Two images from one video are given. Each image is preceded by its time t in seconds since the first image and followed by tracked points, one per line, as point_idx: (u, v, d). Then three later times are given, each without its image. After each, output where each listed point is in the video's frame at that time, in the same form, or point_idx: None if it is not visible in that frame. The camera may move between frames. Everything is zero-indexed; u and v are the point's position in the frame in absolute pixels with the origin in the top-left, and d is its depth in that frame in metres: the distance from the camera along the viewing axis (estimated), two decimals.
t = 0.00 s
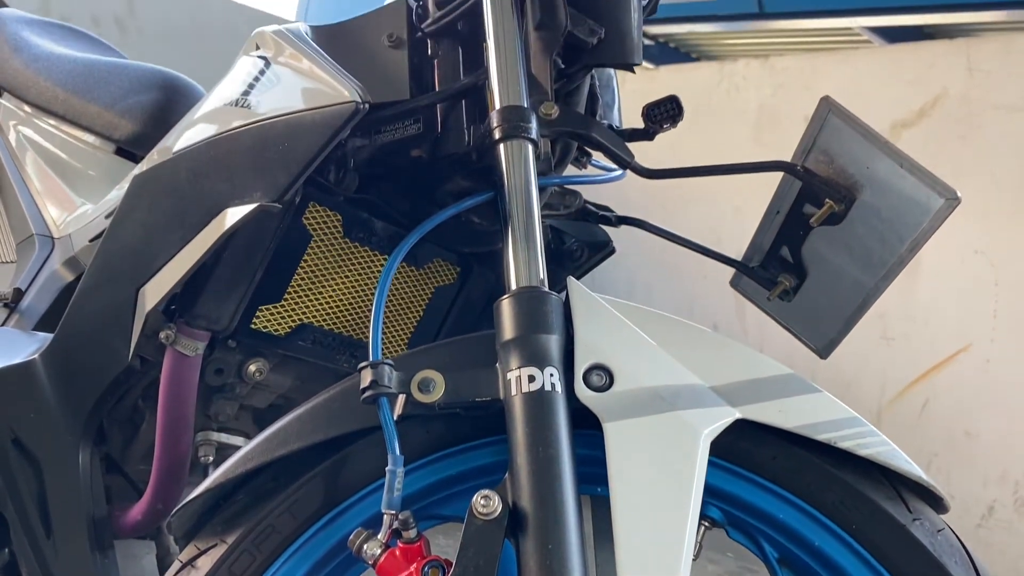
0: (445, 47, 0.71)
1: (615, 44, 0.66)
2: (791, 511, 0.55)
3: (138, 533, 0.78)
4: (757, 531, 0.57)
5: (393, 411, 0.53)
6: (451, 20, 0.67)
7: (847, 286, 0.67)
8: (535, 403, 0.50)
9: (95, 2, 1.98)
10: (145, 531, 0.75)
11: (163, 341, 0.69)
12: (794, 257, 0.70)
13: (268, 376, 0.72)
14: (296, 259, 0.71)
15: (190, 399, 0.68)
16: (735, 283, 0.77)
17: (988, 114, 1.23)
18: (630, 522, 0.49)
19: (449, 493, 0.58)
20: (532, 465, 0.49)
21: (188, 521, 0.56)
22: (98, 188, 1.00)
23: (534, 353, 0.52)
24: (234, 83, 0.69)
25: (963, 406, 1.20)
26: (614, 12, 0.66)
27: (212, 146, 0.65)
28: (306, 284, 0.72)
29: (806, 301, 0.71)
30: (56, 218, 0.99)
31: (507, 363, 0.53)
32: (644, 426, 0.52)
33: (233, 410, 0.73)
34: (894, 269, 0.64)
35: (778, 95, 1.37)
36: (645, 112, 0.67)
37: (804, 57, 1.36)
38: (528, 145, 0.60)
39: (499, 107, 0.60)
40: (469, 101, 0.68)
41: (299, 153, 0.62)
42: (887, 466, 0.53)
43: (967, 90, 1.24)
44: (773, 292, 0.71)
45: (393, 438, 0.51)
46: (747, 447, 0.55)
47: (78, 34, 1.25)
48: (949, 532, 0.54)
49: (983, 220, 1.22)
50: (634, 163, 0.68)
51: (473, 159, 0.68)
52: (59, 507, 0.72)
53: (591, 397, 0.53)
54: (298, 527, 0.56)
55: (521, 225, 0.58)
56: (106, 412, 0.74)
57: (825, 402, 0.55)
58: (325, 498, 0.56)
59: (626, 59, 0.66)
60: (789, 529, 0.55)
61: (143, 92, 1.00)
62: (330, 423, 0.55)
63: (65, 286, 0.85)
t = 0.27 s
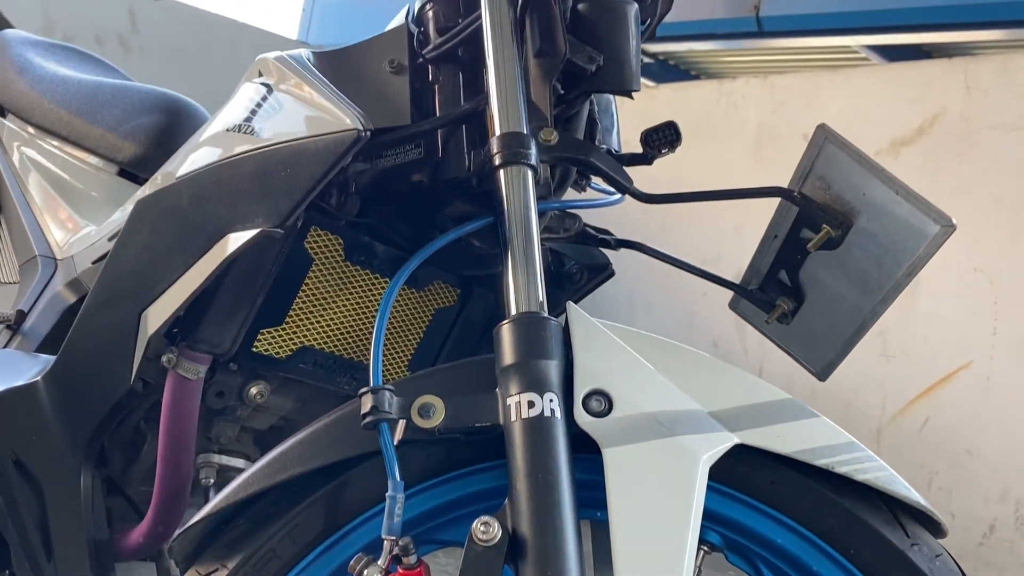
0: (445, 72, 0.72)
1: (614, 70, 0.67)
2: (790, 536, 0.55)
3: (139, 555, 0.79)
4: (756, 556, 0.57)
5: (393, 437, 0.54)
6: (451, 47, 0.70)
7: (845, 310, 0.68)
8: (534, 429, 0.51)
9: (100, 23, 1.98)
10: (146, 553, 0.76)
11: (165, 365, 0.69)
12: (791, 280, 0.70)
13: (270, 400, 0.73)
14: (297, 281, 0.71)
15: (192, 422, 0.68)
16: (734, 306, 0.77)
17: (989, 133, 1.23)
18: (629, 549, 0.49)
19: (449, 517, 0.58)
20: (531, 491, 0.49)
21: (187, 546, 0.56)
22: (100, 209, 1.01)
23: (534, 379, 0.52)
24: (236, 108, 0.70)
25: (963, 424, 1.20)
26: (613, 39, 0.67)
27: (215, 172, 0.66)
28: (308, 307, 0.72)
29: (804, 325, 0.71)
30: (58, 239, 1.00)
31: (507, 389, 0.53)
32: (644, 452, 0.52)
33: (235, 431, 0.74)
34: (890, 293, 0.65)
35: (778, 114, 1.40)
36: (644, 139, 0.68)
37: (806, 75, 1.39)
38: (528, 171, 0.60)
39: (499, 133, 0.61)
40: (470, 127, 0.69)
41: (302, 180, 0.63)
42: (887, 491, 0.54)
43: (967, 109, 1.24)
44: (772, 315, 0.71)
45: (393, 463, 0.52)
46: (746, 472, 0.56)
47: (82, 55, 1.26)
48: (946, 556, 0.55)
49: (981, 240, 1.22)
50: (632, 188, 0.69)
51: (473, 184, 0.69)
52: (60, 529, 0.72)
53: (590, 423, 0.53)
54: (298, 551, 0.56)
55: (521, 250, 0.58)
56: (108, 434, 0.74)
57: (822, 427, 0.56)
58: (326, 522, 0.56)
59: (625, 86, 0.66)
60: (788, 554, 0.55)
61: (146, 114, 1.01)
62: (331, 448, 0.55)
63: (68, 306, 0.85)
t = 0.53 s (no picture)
0: (446, 99, 0.74)
1: (611, 97, 0.67)
2: (789, 563, 0.56)
3: None
4: None
5: (393, 464, 0.54)
6: (451, 75, 0.71)
7: (842, 336, 0.68)
8: (534, 458, 0.51)
9: (102, 42, 2.03)
10: None
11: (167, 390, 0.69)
12: (789, 305, 0.71)
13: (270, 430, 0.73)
14: (298, 306, 0.72)
15: (193, 447, 0.69)
16: (733, 330, 0.78)
17: (986, 151, 1.27)
18: None
19: (449, 544, 0.58)
20: (530, 519, 0.49)
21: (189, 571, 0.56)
22: (102, 231, 1.02)
23: (533, 407, 0.52)
24: (239, 136, 0.71)
25: (965, 443, 1.21)
26: (611, 66, 0.67)
27: (218, 200, 0.67)
28: (309, 331, 0.73)
29: (802, 350, 0.72)
30: (59, 262, 1.01)
31: (507, 417, 0.53)
32: (642, 480, 0.52)
33: (235, 456, 0.74)
34: (887, 319, 0.65)
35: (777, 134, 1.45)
36: (641, 165, 0.68)
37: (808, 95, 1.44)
38: (528, 199, 0.61)
39: (498, 161, 0.62)
40: (470, 153, 0.70)
41: (304, 208, 0.64)
42: (885, 518, 0.54)
43: (964, 127, 1.29)
44: (770, 339, 0.72)
45: (393, 491, 0.52)
46: (745, 499, 0.56)
47: (85, 78, 1.28)
48: None
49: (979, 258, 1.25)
50: (631, 215, 0.69)
51: (472, 210, 0.70)
52: (60, 554, 0.72)
53: (589, 450, 0.53)
54: None
55: (520, 277, 0.58)
56: (109, 459, 0.74)
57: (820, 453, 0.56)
58: (325, 548, 0.58)
59: (622, 113, 0.67)
60: None
61: (149, 137, 1.01)
62: (333, 474, 0.56)
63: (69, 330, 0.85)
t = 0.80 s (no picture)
0: (446, 125, 0.75)
1: (610, 124, 0.68)
2: None
3: None
4: None
5: (392, 490, 0.54)
6: (451, 100, 0.72)
7: (841, 360, 0.69)
8: (534, 485, 0.51)
9: (105, 64, 2.05)
10: None
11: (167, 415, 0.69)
12: (788, 329, 0.71)
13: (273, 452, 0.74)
14: (298, 331, 0.73)
15: (194, 472, 0.69)
16: (731, 353, 0.78)
17: (985, 171, 1.28)
18: None
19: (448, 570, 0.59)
20: (530, 547, 0.50)
21: None
22: (104, 254, 1.02)
23: (533, 433, 0.53)
24: (241, 162, 0.71)
25: (967, 463, 1.21)
26: (610, 93, 0.68)
27: (219, 226, 0.68)
28: (309, 355, 0.74)
29: (801, 374, 0.72)
30: (63, 284, 1.01)
31: (507, 443, 0.53)
32: (642, 506, 0.52)
33: (236, 480, 0.74)
34: (885, 343, 0.66)
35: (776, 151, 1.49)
36: (640, 191, 0.69)
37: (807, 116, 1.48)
38: (526, 225, 0.61)
39: (497, 188, 0.62)
40: (470, 179, 0.71)
41: (305, 234, 0.64)
42: (885, 543, 0.54)
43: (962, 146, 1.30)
44: (769, 363, 0.72)
45: (393, 518, 0.52)
46: (743, 524, 0.56)
47: (88, 100, 1.29)
48: None
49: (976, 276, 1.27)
50: (629, 239, 0.70)
51: (472, 235, 0.71)
52: None
53: (589, 477, 0.54)
54: None
55: (520, 303, 0.59)
56: (110, 484, 0.75)
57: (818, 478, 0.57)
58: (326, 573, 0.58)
59: (621, 139, 0.68)
60: None
61: (152, 160, 1.02)
62: (334, 500, 0.56)
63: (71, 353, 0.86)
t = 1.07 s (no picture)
0: (446, 151, 0.75)
1: (609, 151, 0.69)
2: None
3: None
4: None
5: (392, 516, 0.55)
6: (451, 127, 0.73)
7: (839, 385, 0.69)
8: (533, 513, 0.51)
9: (108, 84, 2.07)
10: None
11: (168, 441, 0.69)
12: (786, 354, 0.72)
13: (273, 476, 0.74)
14: (299, 356, 0.73)
15: (195, 499, 0.68)
16: (729, 376, 0.79)
17: (984, 189, 1.32)
18: None
19: None
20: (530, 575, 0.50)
21: None
22: (106, 278, 1.03)
23: (532, 461, 0.53)
24: (244, 189, 0.72)
25: (968, 482, 1.21)
26: (609, 120, 0.69)
27: (223, 253, 0.68)
28: (309, 380, 0.74)
29: (799, 399, 0.73)
30: (65, 308, 1.02)
31: (507, 470, 0.54)
32: (641, 533, 0.52)
33: (236, 505, 0.74)
34: (883, 369, 0.66)
35: (773, 172, 1.53)
36: (638, 217, 0.70)
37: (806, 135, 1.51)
38: (526, 252, 0.61)
39: (496, 214, 0.63)
40: (469, 205, 0.72)
41: (306, 261, 0.65)
42: (884, 568, 0.55)
43: (959, 166, 1.34)
44: (767, 388, 0.73)
45: (393, 545, 0.52)
46: (743, 550, 0.56)
47: (91, 123, 1.30)
48: None
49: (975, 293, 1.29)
50: (628, 265, 0.70)
51: (472, 260, 0.71)
52: None
53: (588, 504, 0.54)
54: None
55: (519, 330, 0.59)
56: (111, 509, 0.75)
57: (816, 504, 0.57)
58: None
59: (620, 167, 0.69)
60: None
61: (154, 184, 1.03)
62: (336, 528, 0.56)
63: (73, 378, 0.87)
